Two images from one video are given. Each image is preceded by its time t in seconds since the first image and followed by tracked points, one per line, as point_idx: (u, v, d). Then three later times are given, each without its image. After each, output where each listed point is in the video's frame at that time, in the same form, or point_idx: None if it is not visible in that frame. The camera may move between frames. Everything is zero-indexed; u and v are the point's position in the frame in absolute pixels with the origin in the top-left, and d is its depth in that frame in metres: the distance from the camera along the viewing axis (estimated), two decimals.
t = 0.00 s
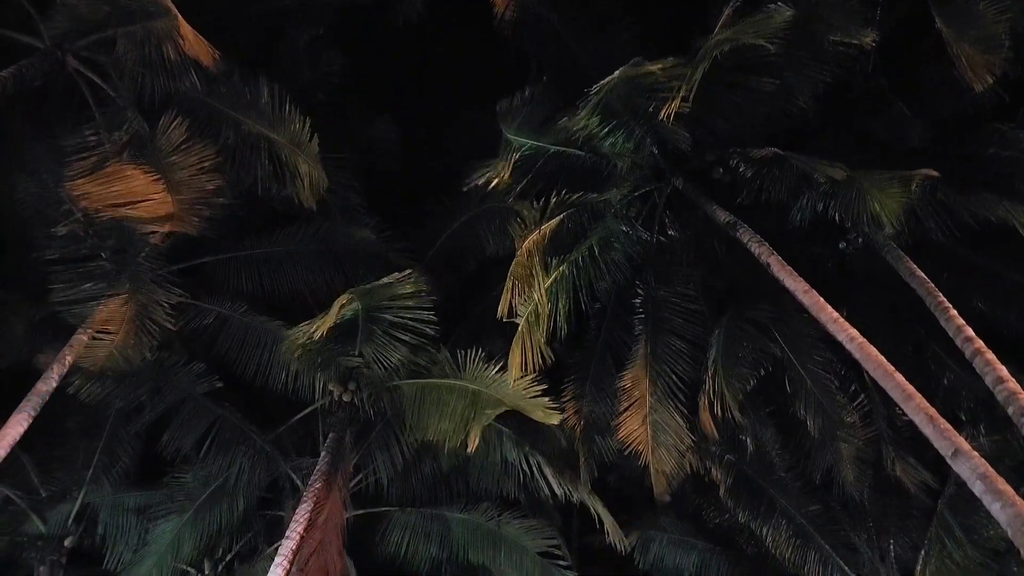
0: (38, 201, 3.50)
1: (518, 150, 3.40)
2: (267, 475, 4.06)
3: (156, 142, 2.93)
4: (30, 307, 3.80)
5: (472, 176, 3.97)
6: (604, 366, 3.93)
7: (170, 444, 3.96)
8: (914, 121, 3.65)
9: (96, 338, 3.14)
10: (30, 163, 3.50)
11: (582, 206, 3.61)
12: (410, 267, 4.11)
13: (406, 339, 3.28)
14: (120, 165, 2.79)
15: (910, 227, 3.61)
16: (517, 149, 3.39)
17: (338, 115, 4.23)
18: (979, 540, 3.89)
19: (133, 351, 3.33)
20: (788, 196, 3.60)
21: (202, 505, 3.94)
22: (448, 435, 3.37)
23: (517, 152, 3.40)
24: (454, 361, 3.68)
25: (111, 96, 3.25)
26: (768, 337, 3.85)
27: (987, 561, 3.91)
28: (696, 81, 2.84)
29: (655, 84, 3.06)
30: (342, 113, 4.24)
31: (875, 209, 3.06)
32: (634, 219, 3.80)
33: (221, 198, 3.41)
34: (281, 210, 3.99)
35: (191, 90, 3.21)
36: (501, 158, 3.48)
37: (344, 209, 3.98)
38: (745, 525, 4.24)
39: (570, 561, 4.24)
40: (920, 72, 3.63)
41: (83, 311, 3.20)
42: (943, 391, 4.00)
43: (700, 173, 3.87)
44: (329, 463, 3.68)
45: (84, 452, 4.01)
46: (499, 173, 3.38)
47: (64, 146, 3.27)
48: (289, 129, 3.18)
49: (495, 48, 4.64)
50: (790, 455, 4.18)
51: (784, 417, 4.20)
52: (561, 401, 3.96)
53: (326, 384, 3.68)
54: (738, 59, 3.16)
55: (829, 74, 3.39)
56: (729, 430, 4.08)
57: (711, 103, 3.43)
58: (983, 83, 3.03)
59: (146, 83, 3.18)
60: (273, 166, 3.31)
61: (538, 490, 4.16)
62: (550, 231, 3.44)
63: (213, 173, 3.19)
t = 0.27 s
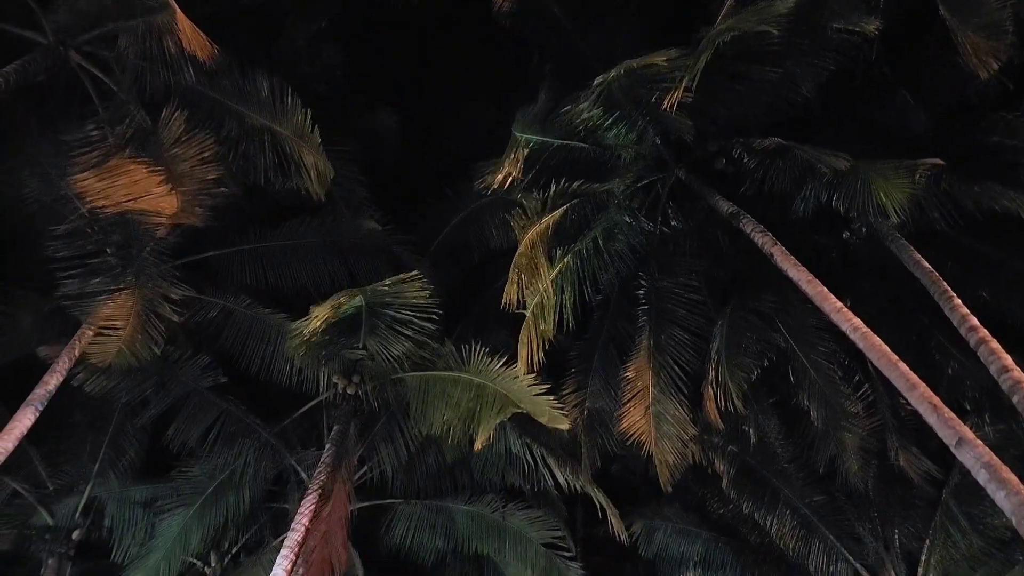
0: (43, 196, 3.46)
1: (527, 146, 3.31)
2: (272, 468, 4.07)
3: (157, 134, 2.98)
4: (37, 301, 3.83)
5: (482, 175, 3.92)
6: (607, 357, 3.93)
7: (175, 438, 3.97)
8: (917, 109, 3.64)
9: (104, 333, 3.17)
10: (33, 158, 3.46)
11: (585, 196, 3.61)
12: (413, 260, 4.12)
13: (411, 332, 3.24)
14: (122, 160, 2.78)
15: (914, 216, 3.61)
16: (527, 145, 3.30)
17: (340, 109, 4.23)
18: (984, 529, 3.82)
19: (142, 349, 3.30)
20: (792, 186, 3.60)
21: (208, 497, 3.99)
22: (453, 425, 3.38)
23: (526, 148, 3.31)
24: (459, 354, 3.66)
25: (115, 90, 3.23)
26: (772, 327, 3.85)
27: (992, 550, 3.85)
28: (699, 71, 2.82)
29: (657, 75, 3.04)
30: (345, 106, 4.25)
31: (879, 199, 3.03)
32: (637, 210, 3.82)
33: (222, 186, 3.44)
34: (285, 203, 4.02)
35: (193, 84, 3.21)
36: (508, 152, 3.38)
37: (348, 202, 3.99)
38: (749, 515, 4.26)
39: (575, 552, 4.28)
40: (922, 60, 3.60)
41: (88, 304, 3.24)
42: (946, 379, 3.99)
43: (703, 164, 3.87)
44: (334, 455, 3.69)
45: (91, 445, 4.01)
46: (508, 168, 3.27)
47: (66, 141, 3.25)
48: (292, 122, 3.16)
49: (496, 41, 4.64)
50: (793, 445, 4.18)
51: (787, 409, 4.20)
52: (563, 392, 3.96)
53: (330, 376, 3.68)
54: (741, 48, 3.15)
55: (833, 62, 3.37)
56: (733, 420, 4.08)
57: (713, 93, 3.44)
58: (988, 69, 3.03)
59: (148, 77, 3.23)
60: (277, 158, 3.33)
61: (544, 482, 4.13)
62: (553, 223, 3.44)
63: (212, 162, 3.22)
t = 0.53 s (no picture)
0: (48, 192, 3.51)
1: (532, 140, 3.31)
2: (278, 461, 4.10)
3: (162, 129, 2.98)
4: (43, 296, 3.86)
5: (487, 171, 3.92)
6: (610, 348, 3.93)
7: (181, 431, 4.00)
8: (920, 97, 3.64)
9: (109, 327, 3.20)
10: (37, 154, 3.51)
11: (592, 186, 3.58)
12: (416, 253, 4.13)
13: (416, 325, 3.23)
14: (127, 156, 2.79)
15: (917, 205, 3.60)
16: (533, 139, 3.30)
17: (341, 103, 4.25)
18: (989, 518, 3.79)
19: (148, 344, 3.36)
20: (795, 176, 3.61)
21: (215, 493, 3.98)
22: (456, 419, 3.38)
23: (532, 143, 3.31)
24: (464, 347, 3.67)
25: (116, 84, 3.29)
26: (776, 318, 3.84)
27: (998, 540, 3.78)
28: (703, 60, 2.82)
29: (659, 67, 3.04)
30: (346, 98, 4.28)
31: (881, 187, 3.03)
32: (640, 201, 3.82)
33: (226, 177, 3.45)
34: (289, 196, 4.04)
35: (195, 78, 3.20)
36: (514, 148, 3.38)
37: (351, 196, 4.00)
38: (753, 506, 4.26)
39: (581, 542, 4.30)
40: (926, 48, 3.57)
41: (97, 300, 3.25)
42: (951, 369, 3.98)
43: (705, 154, 3.89)
44: (339, 449, 3.69)
45: (97, 438, 4.06)
46: (512, 162, 3.27)
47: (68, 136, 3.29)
48: (295, 114, 3.18)
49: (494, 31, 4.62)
50: (797, 436, 4.19)
51: (791, 399, 4.21)
52: (564, 384, 3.97)
53: (335, 369, 3.68)
54: (744, 36, 3.15)
55: (836, 51, 3.35)
56: (737, 411, 4.09)
57: (715, 83, 3.44)
58: (991, 57, 3.02)
59: (149, 72, 3.22)
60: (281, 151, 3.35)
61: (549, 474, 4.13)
62: (557, 214, 3.41)
63: (217, 154, 3.22)
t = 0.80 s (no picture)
0: (52, 188, 3.52)
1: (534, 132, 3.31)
2: (284, 455, 4.10)
3: (165, 128, 2.97)
4: (49, 293, 3.85)
5: (487, 162, 3.95)
6: (614, 339, 3.93)
7: (187, 426, 4.01)
8: (923, 86, 3.63)
9: (116, 323, 3.15)
10: (41, 152, 3.53)
11: (597, 177, 3.61)
12: (420, 246, 4.14)
13: (420, 318, 3.22)
14: (130, 153, 2.80)
15: (921, 194, 3.60)
16: (535, 129, 3.30)
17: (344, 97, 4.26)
18: (995, 508, 3.76)
19: (152, 341, 3.30)
20: (797, 167, 3.61)
21: (223, 487, 3.98)
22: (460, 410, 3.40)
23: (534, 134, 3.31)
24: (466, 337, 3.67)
25: (119, 80, 3.30)
26: (779, 307, 3.84)
27: (1006, 529, 3.75)
28: (705, 50, 2.80)
29: (662, 60, 3.04)
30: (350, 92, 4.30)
31: (881, 176, 3.02)
32: (643, 192, 3.84)
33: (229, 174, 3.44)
34: (292, 190, 4.05)
35: (197, 72, 3.20)
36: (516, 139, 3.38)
37: (354, 189, 4.01)
38: (759, 498, 4.25)
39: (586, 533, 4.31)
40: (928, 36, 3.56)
41: (102, 296, 3.23)
42: (956, 358, 3.95)
43: (709, 145, 3.89)
44: (344, 442, 3.70)
45: (104, 434, 4.08)
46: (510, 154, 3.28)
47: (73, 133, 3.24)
48: (299, 106, 3.16)
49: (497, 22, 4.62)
50: (802, 427, 4.19)
51: (796, 389, 4.24)
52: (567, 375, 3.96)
53: (339, 363, 3.67)
54: (747, 27, 3.12)
55: (838, 39, 3.35)
56: (742, 402, 4.10)
57: (717, 73, 3.44)
58: (993, 46, 3.02)
59: (152, 66, 3.25)
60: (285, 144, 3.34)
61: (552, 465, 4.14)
62: (561, 205, 3.39)
63: (219, 151, 3.23)
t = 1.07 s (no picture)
0: (60, 186, 3.54)
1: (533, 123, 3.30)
2: (292, 448, 4.15)
3: (171, 128, 3.01)
4: (56, 289, 3.87)
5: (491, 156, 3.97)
6: (620, 331, 3.93)
7: (196, 422, 4.04)
8: (929, 74, 3.61)
9: (124, 319, 3.22)
10: (48, 150, 3.55)
11: (603, 167, 3.61)
12: (425, 240, 4.16)
13: (427, 311, 3.25)
14: (138, 153, 2.80)
15: (927, 182, 3.58)
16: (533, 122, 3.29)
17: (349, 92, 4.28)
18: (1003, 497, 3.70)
19: (160, 335, 3.36)
20: (803, 156, 3.59)
21: (231, 480, 4.04)
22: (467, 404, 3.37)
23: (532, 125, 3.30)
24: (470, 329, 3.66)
25: (124, 78, 3.32)
26: (786, 298, 3.83)
27: (1016, 520, 3.73)
28: (710, 44, 2.81)
29: (667, 52, 3.03)
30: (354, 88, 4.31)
31: (890, 164, 2.99)
32: (648, 184, 3.85)
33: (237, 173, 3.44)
34: (297, 186, 4.06)
35: (202, 68, 3.22)
36: (517, 130, 3.40)
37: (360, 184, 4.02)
38: (766, 489, 4.25)
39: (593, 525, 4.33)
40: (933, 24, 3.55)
41: (108, 294, 3.25)
42: (964, 349, 3.95)
43: (714, 137, 3.89)
44: (352, 435, 3.70)
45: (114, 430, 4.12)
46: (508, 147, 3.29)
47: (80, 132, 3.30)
48: (305, 100, 3.21)
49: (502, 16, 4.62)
50: (809, 418, 4.17)
51: (804, 381, 4.22)
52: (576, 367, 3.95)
53: (346, 357, 3.66)
54: (751, 18, 3.11)
55: (843, 28, 3.33)
56: (749, 393, 4.09)
57: (721, 64, 3.42)
58: (1001, 33, 2.98)
59: (156, 64, 3.25)
60: (293, 140, 3.37)
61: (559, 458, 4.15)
62: (568, 195, 3.40)
63: (225, 152, 3.24)
